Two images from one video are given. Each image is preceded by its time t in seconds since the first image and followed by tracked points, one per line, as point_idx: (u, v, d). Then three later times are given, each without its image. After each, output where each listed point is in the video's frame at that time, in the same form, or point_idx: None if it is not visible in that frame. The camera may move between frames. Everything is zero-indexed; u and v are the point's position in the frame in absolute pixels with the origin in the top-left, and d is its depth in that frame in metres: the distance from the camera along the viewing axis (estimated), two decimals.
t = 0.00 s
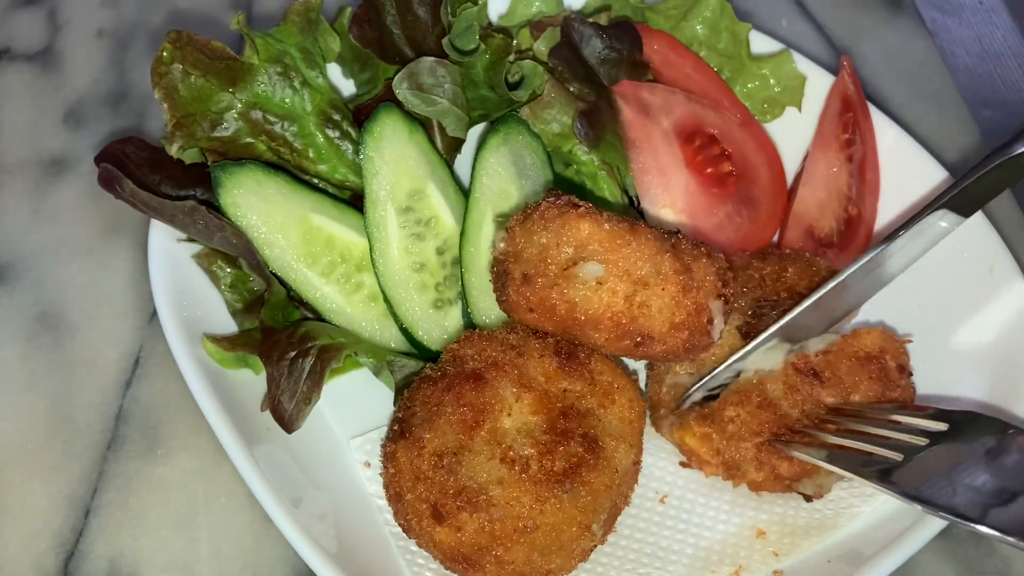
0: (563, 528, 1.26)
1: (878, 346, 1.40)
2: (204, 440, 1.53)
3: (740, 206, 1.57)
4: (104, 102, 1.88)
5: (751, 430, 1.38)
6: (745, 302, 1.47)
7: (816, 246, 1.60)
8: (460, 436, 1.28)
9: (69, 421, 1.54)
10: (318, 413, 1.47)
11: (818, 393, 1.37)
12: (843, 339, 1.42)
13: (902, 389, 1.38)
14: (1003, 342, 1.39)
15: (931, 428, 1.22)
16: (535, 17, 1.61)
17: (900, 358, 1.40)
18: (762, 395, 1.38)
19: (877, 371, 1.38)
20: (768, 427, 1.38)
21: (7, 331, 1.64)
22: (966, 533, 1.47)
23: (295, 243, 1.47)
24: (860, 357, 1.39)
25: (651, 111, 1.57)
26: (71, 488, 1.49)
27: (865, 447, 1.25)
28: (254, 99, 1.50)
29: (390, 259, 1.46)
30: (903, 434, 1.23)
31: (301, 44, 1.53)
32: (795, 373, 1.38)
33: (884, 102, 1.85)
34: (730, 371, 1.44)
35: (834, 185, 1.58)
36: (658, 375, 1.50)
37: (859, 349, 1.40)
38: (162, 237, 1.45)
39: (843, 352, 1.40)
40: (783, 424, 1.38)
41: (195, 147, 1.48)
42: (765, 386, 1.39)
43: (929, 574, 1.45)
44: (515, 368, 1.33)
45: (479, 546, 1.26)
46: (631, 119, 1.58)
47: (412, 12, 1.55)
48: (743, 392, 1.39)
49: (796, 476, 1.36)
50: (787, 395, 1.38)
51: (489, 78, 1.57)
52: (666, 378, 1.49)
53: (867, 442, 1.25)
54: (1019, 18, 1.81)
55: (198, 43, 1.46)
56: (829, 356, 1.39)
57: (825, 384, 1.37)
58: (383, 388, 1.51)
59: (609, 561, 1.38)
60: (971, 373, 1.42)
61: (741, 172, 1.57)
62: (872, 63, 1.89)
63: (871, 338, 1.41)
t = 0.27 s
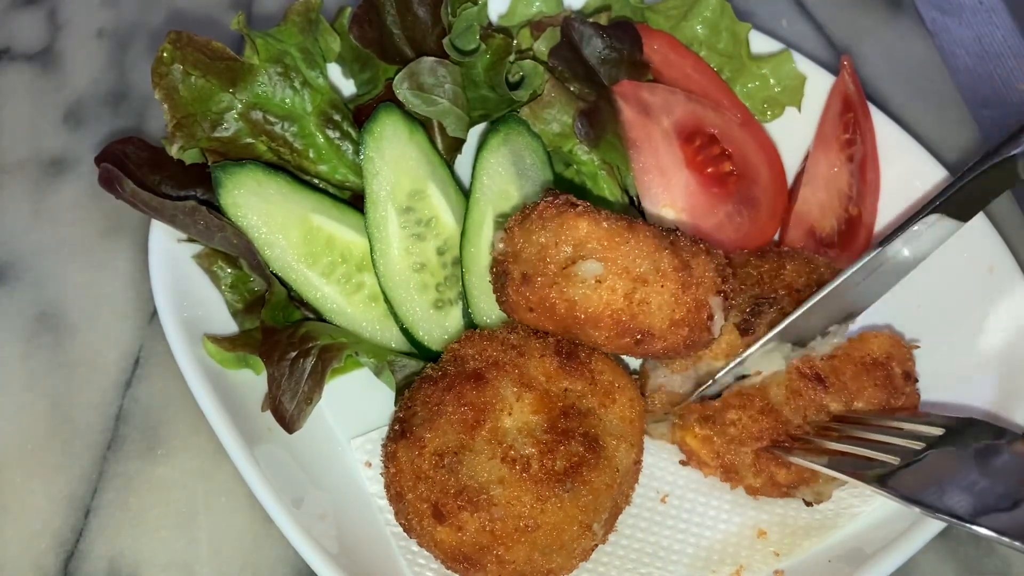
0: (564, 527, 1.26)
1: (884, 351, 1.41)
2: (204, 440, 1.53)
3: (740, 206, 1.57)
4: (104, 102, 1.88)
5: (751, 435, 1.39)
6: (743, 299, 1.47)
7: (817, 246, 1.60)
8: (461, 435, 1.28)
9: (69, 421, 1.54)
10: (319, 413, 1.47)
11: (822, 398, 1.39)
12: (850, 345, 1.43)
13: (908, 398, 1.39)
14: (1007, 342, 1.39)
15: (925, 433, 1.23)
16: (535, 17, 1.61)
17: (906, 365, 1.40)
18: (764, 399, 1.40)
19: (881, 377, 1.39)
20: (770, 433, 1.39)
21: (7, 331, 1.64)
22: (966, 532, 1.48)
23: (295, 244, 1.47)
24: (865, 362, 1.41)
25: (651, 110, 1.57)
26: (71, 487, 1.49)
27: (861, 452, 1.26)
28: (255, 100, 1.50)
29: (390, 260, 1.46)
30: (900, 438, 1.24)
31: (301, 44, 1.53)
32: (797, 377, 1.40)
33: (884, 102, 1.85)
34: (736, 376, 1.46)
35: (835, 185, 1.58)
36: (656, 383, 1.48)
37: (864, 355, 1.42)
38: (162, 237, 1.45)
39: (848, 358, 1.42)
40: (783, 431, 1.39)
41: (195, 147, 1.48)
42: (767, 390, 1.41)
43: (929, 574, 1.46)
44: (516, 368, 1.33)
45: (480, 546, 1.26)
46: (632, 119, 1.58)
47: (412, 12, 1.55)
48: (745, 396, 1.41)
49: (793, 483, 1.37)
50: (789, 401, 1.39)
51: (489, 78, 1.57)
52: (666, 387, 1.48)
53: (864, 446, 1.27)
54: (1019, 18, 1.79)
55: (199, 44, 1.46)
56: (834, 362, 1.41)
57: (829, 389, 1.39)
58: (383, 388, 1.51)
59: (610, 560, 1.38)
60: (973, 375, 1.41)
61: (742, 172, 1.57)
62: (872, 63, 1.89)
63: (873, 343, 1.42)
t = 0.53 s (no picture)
0: (570, 527, 1.26)
1: (892, 353, 1.39)
2: (206, 441, 1.52)
3: (743, 206, 1.58)
4: (104, 102, 1.87)
5: (757, 436, 1.39)
6: (746, 299, 1.46)
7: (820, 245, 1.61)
8: (466, 436, 1.28)
9: (70, 421, 1.54)
10: (322, 415, 1.46)
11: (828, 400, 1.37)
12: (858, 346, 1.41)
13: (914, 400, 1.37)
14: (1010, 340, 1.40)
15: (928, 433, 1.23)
16: (536, 17, 1.61)
17: (913, 368, 1.39)
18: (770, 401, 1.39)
19: (888, 379, 1.37)
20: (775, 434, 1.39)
21: (7, 331, 1.63)
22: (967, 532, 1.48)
23: (298, 244, 1.47)
24: (872, 365, 1.39)
25: (653, 111, 1.57)
26: (72, 488, 1.49)
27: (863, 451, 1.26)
28: (256, 100, 1.50)
29: (393, 260, 1.46)
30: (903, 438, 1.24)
31: (303, 45, 1.52)
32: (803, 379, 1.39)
33: (884, 102, 1.85)
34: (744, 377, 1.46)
35: (837, 185, 1.58)
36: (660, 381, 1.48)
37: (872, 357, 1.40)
38: (164, 238, 1.45)
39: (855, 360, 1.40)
40: (790, 433, 1.38)
41: (197, 148, 1.48)
42: (774, 392, 1.40)
43: (930, 574, 1.46)
44: (520, 368, 1.34)
45: (486, 546, 1.26)
46: (634, 119, 1.58)
47: (414, 13, 1.55)
48: (751, 397, 1.40)
49: (797, 485, 1.37)
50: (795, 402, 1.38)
51: (491, 78, 1.57)
52: (670, 385, 1.47)
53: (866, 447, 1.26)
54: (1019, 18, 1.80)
55: (201, 44, 1.45)
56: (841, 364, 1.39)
57: (835, 391, 1.37)
58: (386, 389, 1.51)
59: (613, 561, 1.38)
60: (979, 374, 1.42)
61: (744, 172, 1.57)
62: (873, 63, 1.89)
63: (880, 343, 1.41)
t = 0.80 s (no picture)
0: (569, 528, 1.26)
1: (894, 356, 1.40)
2: (206, 441, 1.52)
3: (743, 206, 1.58)
4: (105, 102, 1.87)
5: (761, 441, 1.39)
6: (747, 300, 1.46)
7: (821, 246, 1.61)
8: (467, 436, 1.28)
9: (69, 421, 1.54)
10: (323, 415, 1.46)
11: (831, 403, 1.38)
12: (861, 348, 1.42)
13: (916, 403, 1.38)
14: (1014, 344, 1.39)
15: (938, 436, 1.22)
16: (536, 18, 1.61)
17: (915, 369, 1.39)
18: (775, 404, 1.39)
19: (891, 382, 1.38)
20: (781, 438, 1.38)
21: (7, 331, 1.63)
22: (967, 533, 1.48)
23: (298, 245, 1.47)
24: (873, 367, 1.39)
25: (653, 111, 1.57)
26: (71, 488, 1.49)
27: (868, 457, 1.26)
28: (257, 101, 1.50)
29: (393, 261, 1.46)
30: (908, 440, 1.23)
31: (303, 45, 1.52)
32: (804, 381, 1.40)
33: (884, 102, 1.85)
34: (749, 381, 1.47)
35: (837, 186, 1.58)
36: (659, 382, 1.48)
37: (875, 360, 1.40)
38: (164, 238, 1.44)
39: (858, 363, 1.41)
40: (794, 437, 1.38)
41: (197, 148, 1.48)
42: (778, 396, 1.40)
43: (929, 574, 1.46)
44: (521, 368, 1.34)
45: (486, 547, 1.26)
46: (634, 120, 1.59)
47: (414, 13, 1.55)
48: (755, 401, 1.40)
49: (800, 489, 1.37)
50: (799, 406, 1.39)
51: (491, 78, 1.57)
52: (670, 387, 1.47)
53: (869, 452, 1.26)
54: (1018, 18, 1.83)
55: (201, 44, 1.45)
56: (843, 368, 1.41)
57: (838, 395, 1.38)
58: (387, 389, 1.51)
59: (614, 562, 1.38)
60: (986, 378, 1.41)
61: (744, 172, 1.57)
62: (873, 63, 1.89)
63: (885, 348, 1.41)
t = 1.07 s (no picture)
0: (568, 529, 1.26)
1: (914, 347, 1.40)
2: (206, 441, 1.52)
3: (743, 206, 1.58)
4: (105, 103, 1.87)
5: (779, 424, 1.42)
6: (745, 298, 1.45)
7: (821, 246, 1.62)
8: (465, 437, 1.28)
9: (69, 421, 1.54)
10: (323, 415, 1.47)
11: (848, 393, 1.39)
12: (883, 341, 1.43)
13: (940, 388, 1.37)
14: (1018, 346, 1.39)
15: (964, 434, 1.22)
16: (536, 18, 1.61)
17: (936, 360, 1.39)
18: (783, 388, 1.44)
19: (910, 370, 1.38)
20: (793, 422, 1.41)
21: (7, 331, 1.63)
22: (967, 533, 1.48)
23: (298, 245, 1.47)
24: (894, 358, 1.40)
25: (653, 111, 1.57)
26: (71, 487, 1.49)
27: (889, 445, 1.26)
28: (257, 101, 1.50)
29: (393, 260, 1.46)
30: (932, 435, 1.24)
31: (303, 45, 1.52)
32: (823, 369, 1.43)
33: (884, 102, 1.85)
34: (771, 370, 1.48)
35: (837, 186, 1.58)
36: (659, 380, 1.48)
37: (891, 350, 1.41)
38: (164, 238, 1.44)
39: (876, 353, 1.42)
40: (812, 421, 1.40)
41: (197, 148, 1.48)
42: (797, 382, 1.43)
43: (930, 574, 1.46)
44: (520, 369, 1.34)
45: (485, 548, 1.25)
46: (634, 120, 1.58)
47: (414, 13, 1.55)
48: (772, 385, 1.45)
49: (820, 472, 1.39)
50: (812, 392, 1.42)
51: (491, 78, 1.57)
52: (671, 383, 1.48)
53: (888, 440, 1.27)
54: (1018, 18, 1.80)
55: (201, 45, 1.45)
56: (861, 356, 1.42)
57: (858, 382, 1.39)
58: (387, 389, 1.51)
59: (614, 562, 1.38)
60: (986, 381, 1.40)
61: (744, 172, 1.57)
62: (872, 63, 1.89)
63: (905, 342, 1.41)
